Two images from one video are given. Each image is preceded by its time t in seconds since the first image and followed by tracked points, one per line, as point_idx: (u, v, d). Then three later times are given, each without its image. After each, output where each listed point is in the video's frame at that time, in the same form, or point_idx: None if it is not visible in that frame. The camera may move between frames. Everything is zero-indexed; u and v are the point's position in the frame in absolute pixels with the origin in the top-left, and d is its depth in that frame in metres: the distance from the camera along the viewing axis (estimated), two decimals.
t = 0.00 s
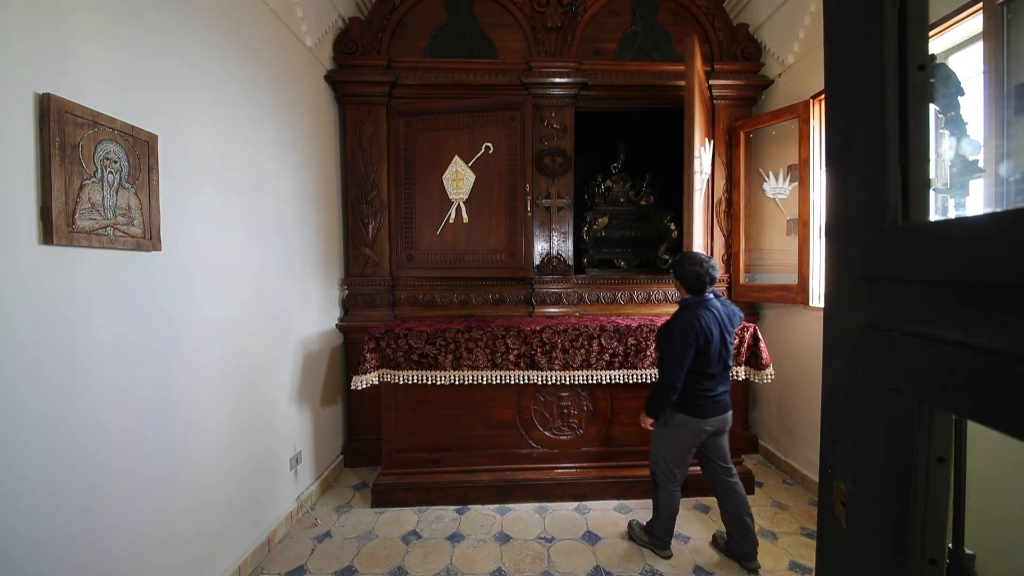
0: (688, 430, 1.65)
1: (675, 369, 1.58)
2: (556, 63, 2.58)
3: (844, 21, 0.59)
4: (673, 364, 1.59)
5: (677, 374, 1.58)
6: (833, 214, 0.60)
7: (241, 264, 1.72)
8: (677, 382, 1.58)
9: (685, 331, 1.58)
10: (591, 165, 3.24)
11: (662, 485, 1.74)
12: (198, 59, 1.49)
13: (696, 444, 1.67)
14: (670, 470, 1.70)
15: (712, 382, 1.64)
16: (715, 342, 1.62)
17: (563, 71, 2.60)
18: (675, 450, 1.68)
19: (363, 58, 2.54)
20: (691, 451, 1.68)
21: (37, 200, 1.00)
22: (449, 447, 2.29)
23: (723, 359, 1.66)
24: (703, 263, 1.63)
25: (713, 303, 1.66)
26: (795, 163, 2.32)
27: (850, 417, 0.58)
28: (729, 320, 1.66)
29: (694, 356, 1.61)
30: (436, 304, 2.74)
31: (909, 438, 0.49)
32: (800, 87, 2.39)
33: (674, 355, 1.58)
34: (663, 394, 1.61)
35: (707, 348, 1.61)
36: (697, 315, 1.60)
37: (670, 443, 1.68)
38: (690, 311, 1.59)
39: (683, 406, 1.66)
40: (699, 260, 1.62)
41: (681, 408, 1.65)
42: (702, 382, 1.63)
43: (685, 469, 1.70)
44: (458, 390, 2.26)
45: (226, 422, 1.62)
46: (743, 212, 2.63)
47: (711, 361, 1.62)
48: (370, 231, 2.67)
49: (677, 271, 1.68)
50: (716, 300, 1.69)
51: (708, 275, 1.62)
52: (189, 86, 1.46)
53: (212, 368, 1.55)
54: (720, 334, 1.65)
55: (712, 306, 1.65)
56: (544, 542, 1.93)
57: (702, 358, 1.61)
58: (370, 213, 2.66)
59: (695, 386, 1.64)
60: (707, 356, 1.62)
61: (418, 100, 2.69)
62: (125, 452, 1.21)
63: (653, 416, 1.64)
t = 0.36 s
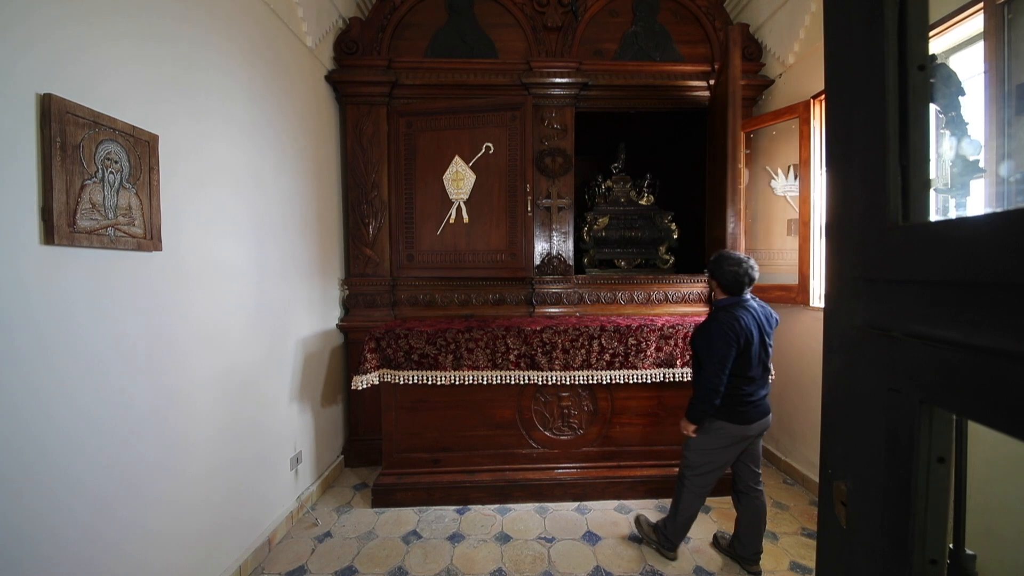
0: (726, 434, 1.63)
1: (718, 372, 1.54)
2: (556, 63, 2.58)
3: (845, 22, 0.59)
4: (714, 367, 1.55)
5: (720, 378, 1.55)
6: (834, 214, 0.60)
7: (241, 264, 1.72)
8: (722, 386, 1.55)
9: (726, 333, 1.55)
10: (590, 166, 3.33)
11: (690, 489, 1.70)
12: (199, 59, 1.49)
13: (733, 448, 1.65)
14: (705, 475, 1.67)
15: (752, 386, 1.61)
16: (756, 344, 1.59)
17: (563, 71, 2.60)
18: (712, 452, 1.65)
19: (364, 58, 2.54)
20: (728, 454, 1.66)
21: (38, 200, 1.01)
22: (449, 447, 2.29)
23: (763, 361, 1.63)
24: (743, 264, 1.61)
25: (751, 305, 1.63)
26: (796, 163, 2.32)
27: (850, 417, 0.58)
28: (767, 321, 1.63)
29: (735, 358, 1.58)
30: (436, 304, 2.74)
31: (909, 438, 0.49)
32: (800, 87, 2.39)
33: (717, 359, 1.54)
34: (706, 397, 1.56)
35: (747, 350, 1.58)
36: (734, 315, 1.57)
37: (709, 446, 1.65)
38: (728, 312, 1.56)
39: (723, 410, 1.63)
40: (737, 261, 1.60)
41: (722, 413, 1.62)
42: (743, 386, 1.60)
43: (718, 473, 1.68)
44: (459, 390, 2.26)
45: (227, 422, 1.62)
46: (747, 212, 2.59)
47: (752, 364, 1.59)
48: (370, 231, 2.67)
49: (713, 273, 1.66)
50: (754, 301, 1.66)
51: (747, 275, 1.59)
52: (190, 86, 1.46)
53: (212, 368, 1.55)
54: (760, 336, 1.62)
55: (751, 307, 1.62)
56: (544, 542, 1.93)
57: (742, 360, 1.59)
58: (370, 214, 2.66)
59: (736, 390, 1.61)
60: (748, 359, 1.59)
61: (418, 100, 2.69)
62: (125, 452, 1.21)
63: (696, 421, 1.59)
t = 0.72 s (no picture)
0: (736, 434, 1.63)
1: (735, 369, 1.54)
2: (556, 63, 2.58)
3: (844, 20, 0.59)
4: (732, 362, 1.54)
5: (736, 376, 1.55)
6: (835, 215, 0.60)
7: (240, 264, 1.72)
8: (736, 384, 1.55)
9: (743, 331, 1.55)
10: (590, 166, 3.33)
11: (705, 492, 1.69)
12: (198, 59, 1.49)
13: (744, 449, 1.65)
14: (716, 475, 1.66)
15: (765, 386, 1.61)
16: (771, 344, 1.60)
17: (563, 71, 2.60)
18: (722, 455, 1.65)
19: (364, 58, 2.54)
20: (737, 457, 1.66)
21: (37, 200, 1.01)
22: (449, 447, 2.29)
23: (776, 362, 1.64)
24: (767, 263, 1.61)
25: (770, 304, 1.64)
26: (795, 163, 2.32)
27: (850, 417, 0.58)
28: (783, 321, 1.64)
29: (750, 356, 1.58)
30: (436, 304, 2.74)
31: (909, 438, 0.49)
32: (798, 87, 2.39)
33: (733, 356, 1.54)
34: (721, 394, 1.56)
35: (764, 349, 1.59)
36: (752, 312, 1.58)
37: (719, 449, 1.65)
38: (746, 309, 1.57)
39: (734, 410, 1.62)
40: (761, 259, 1.60)
41: (734, 412, 1.62)
42: (757, 386, 1.60)
43: (730, 475, 1.67)
44: (458, 390, 2.26)
45: (227, 422, 1.62)
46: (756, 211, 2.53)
47: (766, 363, 1.60)
48: (370, 230, 2.67)
49: (736, 270, 1.66)
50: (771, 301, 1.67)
51: (769, 275, 1.60)
52: (189, 85, 1.46)
53: (211, 368, 1.55)
54: (775, 335, 1.62)
55: (769, 307, 1.63)
56: (544, 542, 1.93)
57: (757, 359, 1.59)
58: (370, 214, 2.66)
59: (750, 389, 1.61)
60: (763, 358, 1.60)
61: (418, 99, 2.68)
62: (124, 452, 1.20)
63: (709, 419, 1.60)
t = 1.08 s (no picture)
0: (732, 432, 1.63)
1: (734, 365, 1.55)
2: (557, 63, 2.58)
3: (845, 20, 0.59)
4: (733, 359, 1.54)
5: (733, 373, 1.55)
6: (836, 215, 0.60)
7: (240, 264, 1.72)
8: (732, 381, 1.55)
9: (743, 329, 1.55)
10: (590, 166, 3.33)
11: (704, 492, 1.69)
12: (198, 58, 1.49)
13: (741, 449, 1.64)
14: (713, 474, 1.67)
15: (764, 385, 1.61)
16: (772, 344, 1.60)
17: (563, 71, 2.60)
18: (718, 455, 1.65)
19: (365, 58, 2.54)
20: (733, 457, 1.66)
21: (38, 199, 1.01)
22: (449, 447, 2.29)
23: (776, 362, 1.64)
24: (773, 263, 1.60)
25: (773, 304, 1.64)
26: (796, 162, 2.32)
27: (850, 416, 0.58)
28: (785, 322, 1.64)
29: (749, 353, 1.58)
30: (437, 304, 2.74)
31: (909, 438, 0.49)
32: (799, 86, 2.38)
33: (732, 354, 1.54)
34: (716, 389, 1.57)
35: (763, 348, 1.59)
36: (754, 310, 1.58)
37: (715, 448, 1.65)
38: (748, 306, 1.57)
39: (731, 409, 1.62)
40: (769, 260, 1.59)
41: (731, 410, 1.62)
42: (755, 385, 1.60)
43: (728, 475, 1.67)
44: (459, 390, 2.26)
45: (227, 423, 1.62)
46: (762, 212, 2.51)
47: (766, 363, 1.60)
48: (370, 230, 2.67)
49: (743, 269, 1.65)
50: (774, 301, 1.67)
51: (776, 275, 1.59)
52: (188, 85, 1.45)
53: (211, 368, 1.54)
54: (776, 335, 1.62)
55: (772, 306, 1.62)
56: (544, 542, 1.93)
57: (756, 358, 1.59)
58: (370, 213, 2.66)
59: (748, 388, 1.60)
60: (762, 357, 1.59)
61: (418, 99, 2.68)
62: (124, 452, 1.20)
63: (703, 413, 1.61)
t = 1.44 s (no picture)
0: (728, 429, 1.63)
1: (729, 362, 1.55)
2: (557, 63, 2.58)
3: (845, 19, 0.59)
4: (728, 355, 1.55)
5: (728, 370, 1.56)
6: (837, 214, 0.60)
7: (241, 265, 1.72)
8: (726, 378, 1.56)
9: (741, 327, 1.55)
10: (591, 166, 3.33)
11: (703, 490, 1.69)
12: (198, 58, 1.49)
13: (738, 447, 1.64)
14: (711, 471, 1.67)
15: (761, 385, 1.61)
16: (769, 343, 1.60)
17: (564, 71, 2.60)
18: (715, 453, 1.66)
19: (365, 58, 2.54)
20: (731, 455, 1.66)
21: (39, 199, 1.01)
22: (449, 447, 2.29)
23: (774, 361, 1.63)
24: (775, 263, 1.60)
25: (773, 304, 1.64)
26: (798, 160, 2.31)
27: (849, 416, 0.58)
28: (784, 322, 1.63)
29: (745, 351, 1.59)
30: (437, 304, 2.74)
31: (910, 438, 0.49)
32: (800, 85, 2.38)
33: (728, 351, 1.55)
34: (709, 385, 1.58)
35: (761, 346, 1.59)
36: (753, 309, 1.58)
37: (711, 446, 1.66)
38: (747, 305, 1.58)
39: (727, 406, 1.63)
40: (771, 260, 1.59)
41: (726, 407, 1.63)
42: (751, 383, 1.60)
43: (725, 473, 1.67)
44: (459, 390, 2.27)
45: (227, 423, 1.62)
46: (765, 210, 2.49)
47: (764, 362, 1.59)
48: (371, 231, 2.67)
49: (744, 269, 1.65)
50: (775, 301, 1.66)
51: (778, 276, 1.59)
52: (189, 85, 1.46)
53: (212, 368, 1.55)
54: (774, 335, 1.61)
55: (772, 306, 1.62)
56: (545, 542, 1.93)
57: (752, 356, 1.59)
58: (371, 214, 2.66)
59: (744, 386, 1.60)
60: (759, 356, 1.59)
61: (419, 99, 2.68)
62: (124, 452, 1.20)
63: (696, 409, 1.62)
